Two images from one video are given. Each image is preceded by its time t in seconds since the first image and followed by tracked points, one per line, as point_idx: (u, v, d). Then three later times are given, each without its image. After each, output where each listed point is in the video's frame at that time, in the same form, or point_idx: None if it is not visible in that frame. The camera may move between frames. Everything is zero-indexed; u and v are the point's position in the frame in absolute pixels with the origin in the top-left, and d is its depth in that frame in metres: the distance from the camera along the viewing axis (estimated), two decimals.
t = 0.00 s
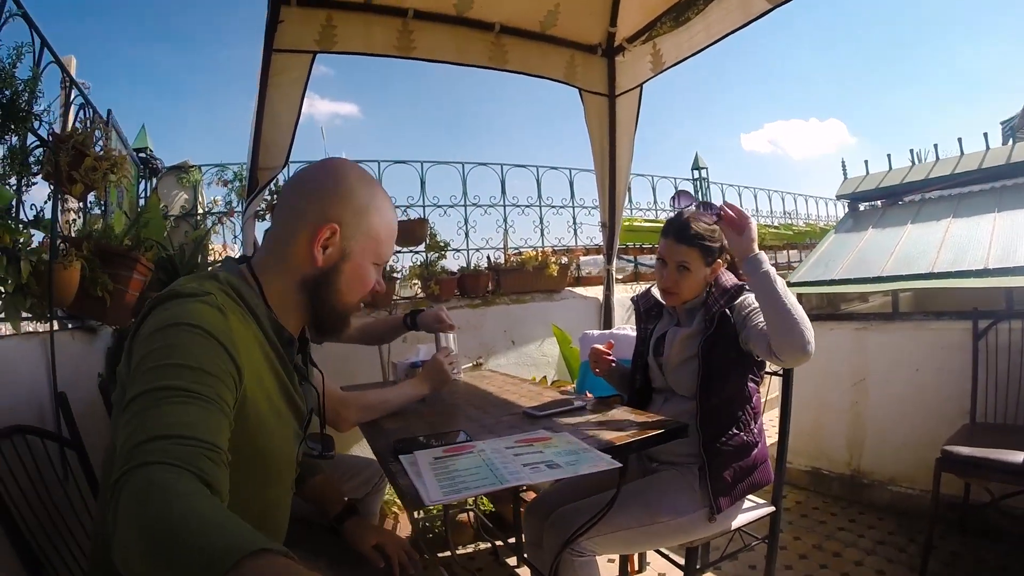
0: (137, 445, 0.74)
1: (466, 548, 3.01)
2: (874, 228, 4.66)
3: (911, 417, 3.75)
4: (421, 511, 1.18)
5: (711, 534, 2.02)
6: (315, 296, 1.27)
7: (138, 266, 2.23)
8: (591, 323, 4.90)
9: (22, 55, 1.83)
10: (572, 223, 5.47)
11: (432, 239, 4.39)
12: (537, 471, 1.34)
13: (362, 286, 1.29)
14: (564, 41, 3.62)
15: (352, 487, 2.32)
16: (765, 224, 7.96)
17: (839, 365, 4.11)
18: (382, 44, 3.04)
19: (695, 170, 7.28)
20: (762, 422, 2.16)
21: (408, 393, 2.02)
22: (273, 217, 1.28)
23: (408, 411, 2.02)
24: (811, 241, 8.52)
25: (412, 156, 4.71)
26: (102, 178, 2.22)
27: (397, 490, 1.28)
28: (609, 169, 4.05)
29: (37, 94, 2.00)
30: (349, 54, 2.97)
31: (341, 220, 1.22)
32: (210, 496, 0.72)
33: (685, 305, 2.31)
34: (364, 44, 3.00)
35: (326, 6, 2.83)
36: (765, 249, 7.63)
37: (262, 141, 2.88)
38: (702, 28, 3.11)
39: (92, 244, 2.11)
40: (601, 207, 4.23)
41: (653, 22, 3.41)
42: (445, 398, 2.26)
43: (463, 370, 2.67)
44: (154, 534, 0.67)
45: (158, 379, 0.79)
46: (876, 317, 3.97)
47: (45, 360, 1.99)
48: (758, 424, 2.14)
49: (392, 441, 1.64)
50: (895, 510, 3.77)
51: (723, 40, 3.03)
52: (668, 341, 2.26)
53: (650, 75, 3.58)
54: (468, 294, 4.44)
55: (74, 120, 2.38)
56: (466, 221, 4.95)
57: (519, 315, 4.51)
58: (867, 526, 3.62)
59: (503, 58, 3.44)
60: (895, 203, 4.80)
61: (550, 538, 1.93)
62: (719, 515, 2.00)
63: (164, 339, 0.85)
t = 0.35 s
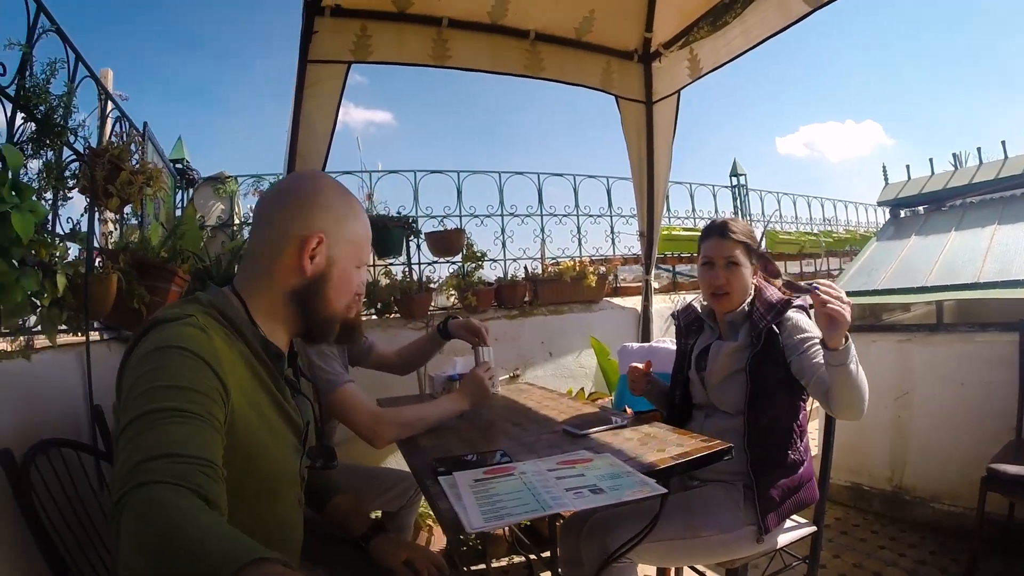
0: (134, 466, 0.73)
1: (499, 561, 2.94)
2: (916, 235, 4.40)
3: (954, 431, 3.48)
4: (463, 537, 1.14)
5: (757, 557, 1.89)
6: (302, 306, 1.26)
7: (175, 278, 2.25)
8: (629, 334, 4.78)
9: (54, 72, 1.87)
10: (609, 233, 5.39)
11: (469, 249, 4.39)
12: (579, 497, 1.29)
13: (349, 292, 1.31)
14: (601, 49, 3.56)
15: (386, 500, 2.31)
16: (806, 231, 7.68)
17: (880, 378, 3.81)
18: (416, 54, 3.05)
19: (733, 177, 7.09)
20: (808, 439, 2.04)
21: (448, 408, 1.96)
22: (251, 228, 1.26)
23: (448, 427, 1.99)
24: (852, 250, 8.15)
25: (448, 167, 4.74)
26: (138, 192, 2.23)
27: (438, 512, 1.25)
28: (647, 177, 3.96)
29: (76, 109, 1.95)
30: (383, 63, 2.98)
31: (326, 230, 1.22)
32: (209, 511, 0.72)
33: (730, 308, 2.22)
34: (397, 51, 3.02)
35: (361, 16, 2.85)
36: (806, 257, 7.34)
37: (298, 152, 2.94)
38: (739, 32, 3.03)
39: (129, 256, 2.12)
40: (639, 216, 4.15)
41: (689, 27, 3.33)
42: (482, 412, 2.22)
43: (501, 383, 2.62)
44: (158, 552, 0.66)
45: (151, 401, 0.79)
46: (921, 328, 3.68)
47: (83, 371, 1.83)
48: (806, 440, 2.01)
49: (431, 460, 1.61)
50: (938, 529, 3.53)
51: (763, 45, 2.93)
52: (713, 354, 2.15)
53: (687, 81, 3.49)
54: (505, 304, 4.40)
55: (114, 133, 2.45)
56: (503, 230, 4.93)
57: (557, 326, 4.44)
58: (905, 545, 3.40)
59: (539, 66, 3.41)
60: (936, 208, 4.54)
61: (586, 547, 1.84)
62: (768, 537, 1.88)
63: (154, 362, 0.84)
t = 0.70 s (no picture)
0: (136, 473, 0.73)
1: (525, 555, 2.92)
2: (942, 226, 4.23)
3: (981, 424, 3.31)
4: (508, 538, 1.12)
5: (785, 551, 1.85)
6: (301, 299, 1.27)
7: (202, 277, 2.28)
8: (656, 328, 4.70)
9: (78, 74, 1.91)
10: (635, 225, 5.30)
11: (495, 243, 4.36)
12: (622, 495, 1.27)
13: (342, 279, 1.33)
14: (623, 39, 3.48)
15: (414, 497, 2.31)
16: (830, 221, 7.45)
17: (909, 372, 3.67)
18: (437, 49, 3.03)
19: (757, 166, 6.89)
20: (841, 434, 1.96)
21: (481, 404, 1.94)
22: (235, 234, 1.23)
23: (480, 423, 1.97)
24: (877, 238, 7.88)
25: (473, 161, 4.71)
26: (164, 194, 2.29)
27: (480, 513, 1.23)
28: (672, 169, 3.87)
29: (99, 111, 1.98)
30: (405, 56, 2.96)
31: (318, 221, 1.23)
32: (211, 516, 0.71)
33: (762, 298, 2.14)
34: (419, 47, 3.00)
35: (381, 11, 2.83)
36: (828, 247, 7.08)
37: (322, 149, 2.96)
38: (762, 20, 2.94)
39: (156, 257, 2.15)
40: (665, 208, 4.05)
41: (711, 16, 3.24)
42: (513, 408, 2.19)
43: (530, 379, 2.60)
44: (163, 557, 0.67)
45: (150, 408, 0.78)
46: (950, 322, 3.57)
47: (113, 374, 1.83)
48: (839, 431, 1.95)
49: (469, 458, 1.59)
50: (964, 523, 3.37)
51: (788, 31, 2.84)
52: (744, 348, 2.12)
53: (710, 70, 3.40)
54: (531, 298, 4.37)
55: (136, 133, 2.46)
56: (528, 224, 4.89)
57: (584, 320, 4.40)
58: (933, 539, 3.27)
59: (562, 58, 3.35)
60: (962, 197, 4.35)
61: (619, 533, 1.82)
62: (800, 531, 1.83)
63: (152, 367, 0.83)
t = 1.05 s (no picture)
0: (139, 473, 0.72)
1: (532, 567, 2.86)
2: (948, 237, 4.19)
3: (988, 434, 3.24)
4: (527, 543, 1.11)
5: (795, 562, 1.80)
6: (290, 291, 1.26)
7: (213, 287, 2.22)
8: (665, 342, 4.67)
9: (98, 79, 1.96)
10: (642, 239, 5.29)
11: (503, 257, 4.36)
12: (639, 501, 1.25)
13: (335, 266, 1.31)
14: (630, 54, 3.51)
15: (423, 508, 2.29)
16: (836, 235, 7.40)
17: (915, 383, 3.61)
18: (448, 65, 3.06)
19: (763, 181, 6.88)
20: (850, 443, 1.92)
21: (493, 415, 1.92)
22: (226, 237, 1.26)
23: (491, 433, 1.95)
24: (882, 252, 7.80)
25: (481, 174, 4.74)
26: (179, 201, 2.33)
27: (496, 521, 1.21)
28: (680, 183, 3.87)
29: (116, 117, 2.02)
30: (415, 73, 2.99)
31: (295, 213, 1.23)
32: (214, 515, 0.71)
33: (762, 308, 2.12)
34: (429, 63, 3.03)
35: (392, 26, 2.86)
36: (834, 262, 6.93)
37: (333, 162, 2.99)
38: (768, 35, 2.96)
39: (167, 264, 2.17)
40: (672, 222, 4.04)
41: (719, 32, 3.26)
42: (523, 419, 2.17)
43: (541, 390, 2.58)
44: (164, 556, 0.65)
45: (152, 408, 0.77)
46: (957, 333, 3.52)
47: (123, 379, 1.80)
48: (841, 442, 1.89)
49: (482, 467, 1.57)
50: (972, 534, 3.28)
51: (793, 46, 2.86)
52: (741, 364, 2.08)
53: (717, 86, 3.40)
54: (540, 312, 4.35)
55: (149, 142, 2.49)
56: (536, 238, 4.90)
57: (593, 333, 4.37)
58: (942, 549, 3.17)
59: (572, 73, 3.38)
60: (966, 209, 4.31)
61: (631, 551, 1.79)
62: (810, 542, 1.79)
63: (153, 368, 0.82)
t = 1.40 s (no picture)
0: (139, 468, 0.72)
1: (524, 568, 2.86)
2: (953, 255, 4.16)
3: (985, 455, 3.23)
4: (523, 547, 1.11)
5: None
6: (294, 285, 1.26)
7: (218, 274, 2.26)
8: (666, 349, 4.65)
9: (110, 64, 1.96)
10: (647, 244, 5.27)
11: (508, 257, 4.36)
12: (637, 509, 1.25)
13: (337, 259, 1.31)
14: (642, 58, 3.50)
15: (418, 506, 2.29)
16: (841, 248, 7.36)
17: (914, 402, 3.59)
18: (460, 61, 3.06)
19: (771, 191, 6.85)
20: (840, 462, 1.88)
21: (492, 415, 1.91)
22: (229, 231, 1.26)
23: (489, 434, 1.95)
24: (886, 266, 7.76)
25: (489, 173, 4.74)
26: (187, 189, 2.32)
27: (492, 522, 1.21)
28: (687, 191, 3.85)
29: (127, 103, 2.03)
30: (427, 69, 2.99)
31: (294, 206, 1.22)
32: (213, 511, 0.70)
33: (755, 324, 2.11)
34: (441, 58, 3.03)
35: (406, 21, 2.86)
36: (839, 274, 6.94)
37: (342, 155, 2.99)
38: (780, 44, 2.96)
39: (173, 251, 2.15)
40: (678, 228, 4.02)
41: (732, 39, 3.25)
42: (522, 420, 2.17)
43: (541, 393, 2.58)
44: (162, 553, 0.65)
45: (154, 402, 0.77)
46: (958, 352, 3.49)
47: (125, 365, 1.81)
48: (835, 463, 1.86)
49: (480, 467, 1.57)
50: (963, 554, 3.27)
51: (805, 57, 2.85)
52: (736, 383, 2.11)
53: (728, 93, 3.40)
54: (542, 313, 4.35)
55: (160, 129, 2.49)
56: (541, 239, 4.89)
57: (594, 337, 4.37)
58: (935, 568, 3.15)
59: (583, 74, 3.37)
60: (973, 227, 4.28)
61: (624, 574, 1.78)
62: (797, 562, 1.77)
63: (156, 362, 0.82)
